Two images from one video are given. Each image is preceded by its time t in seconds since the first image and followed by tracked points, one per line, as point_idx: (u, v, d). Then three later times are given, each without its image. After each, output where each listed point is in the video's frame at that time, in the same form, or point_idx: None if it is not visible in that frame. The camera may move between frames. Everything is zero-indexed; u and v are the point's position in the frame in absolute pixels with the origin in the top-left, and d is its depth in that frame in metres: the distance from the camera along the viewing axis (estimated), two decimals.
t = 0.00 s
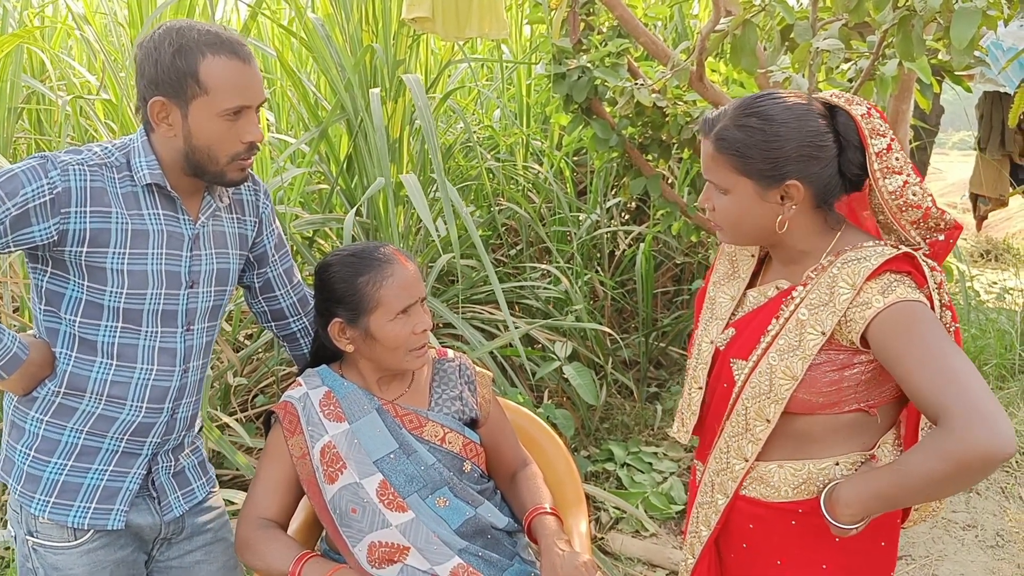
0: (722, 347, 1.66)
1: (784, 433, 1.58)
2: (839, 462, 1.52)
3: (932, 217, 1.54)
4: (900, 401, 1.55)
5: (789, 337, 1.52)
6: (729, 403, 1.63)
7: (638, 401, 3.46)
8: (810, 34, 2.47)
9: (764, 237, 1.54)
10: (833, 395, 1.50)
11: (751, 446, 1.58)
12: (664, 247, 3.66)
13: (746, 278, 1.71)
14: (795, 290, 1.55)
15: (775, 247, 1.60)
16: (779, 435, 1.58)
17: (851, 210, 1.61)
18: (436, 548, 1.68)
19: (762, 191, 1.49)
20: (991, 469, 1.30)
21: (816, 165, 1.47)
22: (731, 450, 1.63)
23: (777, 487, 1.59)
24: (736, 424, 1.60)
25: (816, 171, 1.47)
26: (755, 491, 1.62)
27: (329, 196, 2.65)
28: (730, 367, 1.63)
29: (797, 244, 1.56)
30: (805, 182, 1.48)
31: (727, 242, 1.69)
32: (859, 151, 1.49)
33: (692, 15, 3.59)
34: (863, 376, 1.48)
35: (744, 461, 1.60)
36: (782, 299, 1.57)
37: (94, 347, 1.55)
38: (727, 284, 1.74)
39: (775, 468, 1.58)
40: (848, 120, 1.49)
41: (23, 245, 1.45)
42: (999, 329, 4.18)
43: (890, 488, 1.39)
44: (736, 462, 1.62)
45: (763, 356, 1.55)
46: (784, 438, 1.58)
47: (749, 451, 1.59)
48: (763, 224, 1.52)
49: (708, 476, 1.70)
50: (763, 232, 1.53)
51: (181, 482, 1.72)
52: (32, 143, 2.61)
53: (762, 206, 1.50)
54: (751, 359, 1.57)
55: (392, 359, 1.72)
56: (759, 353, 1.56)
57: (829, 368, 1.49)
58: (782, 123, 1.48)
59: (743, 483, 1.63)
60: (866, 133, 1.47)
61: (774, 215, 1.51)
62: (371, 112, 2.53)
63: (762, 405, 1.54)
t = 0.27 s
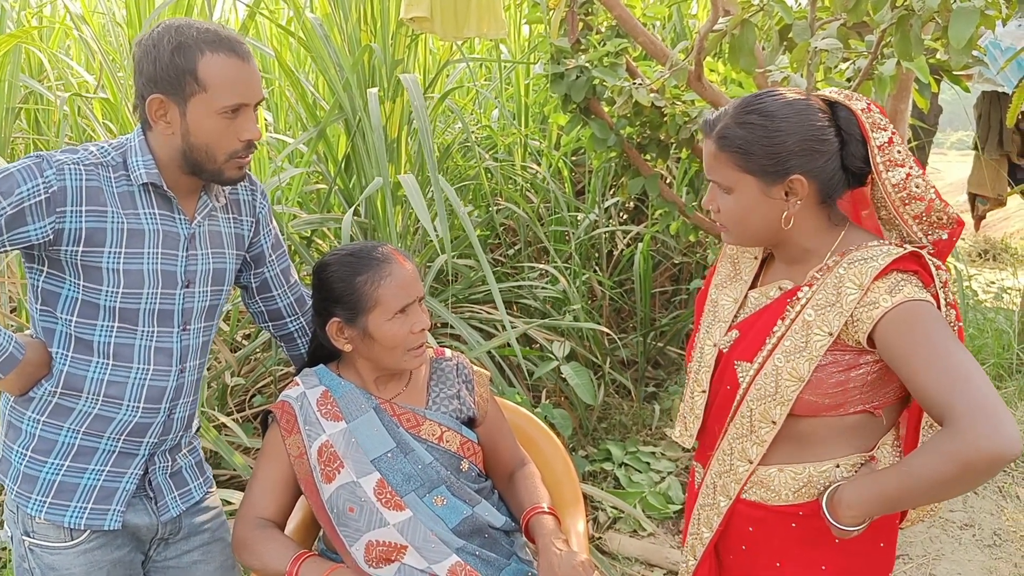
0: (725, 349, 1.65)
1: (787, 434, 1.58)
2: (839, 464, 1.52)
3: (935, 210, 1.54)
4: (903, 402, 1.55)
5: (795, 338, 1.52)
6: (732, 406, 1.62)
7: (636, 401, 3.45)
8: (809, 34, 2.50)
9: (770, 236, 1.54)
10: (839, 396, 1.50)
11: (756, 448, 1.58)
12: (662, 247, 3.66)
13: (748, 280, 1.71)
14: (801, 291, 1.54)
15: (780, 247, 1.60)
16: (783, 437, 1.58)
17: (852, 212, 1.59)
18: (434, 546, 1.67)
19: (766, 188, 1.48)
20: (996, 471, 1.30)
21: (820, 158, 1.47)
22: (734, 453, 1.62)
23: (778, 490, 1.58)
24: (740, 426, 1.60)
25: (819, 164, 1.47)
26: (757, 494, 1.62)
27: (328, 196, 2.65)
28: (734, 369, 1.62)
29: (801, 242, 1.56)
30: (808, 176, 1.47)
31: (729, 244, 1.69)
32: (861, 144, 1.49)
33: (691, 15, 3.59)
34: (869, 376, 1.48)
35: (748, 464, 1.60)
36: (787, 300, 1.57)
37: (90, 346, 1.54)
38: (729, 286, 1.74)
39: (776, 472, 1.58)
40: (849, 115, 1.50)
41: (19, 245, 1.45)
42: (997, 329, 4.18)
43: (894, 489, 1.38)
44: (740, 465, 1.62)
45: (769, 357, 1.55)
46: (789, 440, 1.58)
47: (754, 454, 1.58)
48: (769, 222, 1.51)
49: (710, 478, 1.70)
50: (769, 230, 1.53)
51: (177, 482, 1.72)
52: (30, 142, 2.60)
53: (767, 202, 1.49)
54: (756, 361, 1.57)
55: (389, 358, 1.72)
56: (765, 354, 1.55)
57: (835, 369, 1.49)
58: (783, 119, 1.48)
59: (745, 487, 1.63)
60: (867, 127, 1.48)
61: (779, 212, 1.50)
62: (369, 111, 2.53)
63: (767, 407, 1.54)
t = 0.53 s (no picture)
0: (727, 350, 1.64)
1: (790, 435, 1.57)
2: (841, 466, 1.53)
3: (937, 207, 1.53)
4: (904, 403, 1.56)
5: (800, 339, 1.51)
6: (735, 407, 1.62)
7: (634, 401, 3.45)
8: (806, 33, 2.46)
9: (774, 236, 1.53)
10: (843, 397, 1.50)
11: (759, 450, 1.58)
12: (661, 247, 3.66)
13: (749, 280, 1.70)
14: (805, 292, 1.54)
15: (783, 247, 1.60)
16: (785, 438, 1.58)
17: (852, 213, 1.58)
18: (434, 544, 1.67)
19: (767, 189, 1.48)
20: (1000, 473, 1.30)
21: (821, 157, 1.47)
22: (736, 454, 1.62)
23: (780, 493, 1.58)
24: (743, 427, 1.59)
25: (820, 163, 1.47)
26: (758, 497, 1.62)
27: (326, 195, 2.64)
28: (736, 369, 1.61)
29: (805, 242, 1.56)
30: (810, 175, 1.47)
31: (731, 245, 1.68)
32: (862, 143, 1.49)
33: (690, 15, 3.59)
34: (873, 377, 1.48)
35: (750, 465, 1.60)
36: (791, 300, 1.56)
37: (88, 346, 1.54)
38: (730, 287, 1.73)
39: (778, 475, 1.58)
40: (849, 113, 1.50)
41: (17, 244, 1.45)
42: (995, 330, 4.19)
43: (898, 491, 1.38)
44: (742, 466, 1.61)
45: (773, 358, 1.54)
46: (791, 440, 1.57)
47: (757, 455, 1.58)
48: (772, 221, 1.51)
49: (711, 479, 1.69)
50: (773, 230, 1.52)
51: (175, 482, 1.72)
52: (28, 140, 2.60)
53: (770, 203, 1.49)
54: (760, 363, 1.56)
55: (388, 357, 1.72)
56: (769, 355, 1.55)
57: (840, 370, 1.49)
58: (782, 118, 1.48)
59: (747, 489, 1.63)
60: (867, 126, 1.48)
61: (782, 212, 1.50)
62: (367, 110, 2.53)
63: (771, 408, 1.54)
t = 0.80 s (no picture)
0: (727, 349, 1.64)
1: (790, 434, 1.57)
2: (841, 466, 1.53)
3: (936, 205, 1.53)
4: (903, 402, 1.56)
5: (801, 339, 1.51)
6: (734, 407, 1.62)
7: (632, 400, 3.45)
8: (805, 33, 2.47)
9: (774, 237, 1.54)
10: (844, 396, 1.50)
11: (758, 449, 1.58)
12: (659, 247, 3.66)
13: (748, 279, 1.70)
14: (807, 291, 1.53)
15: (784, 247, 1.60)
16: (785, 436, 1.58)
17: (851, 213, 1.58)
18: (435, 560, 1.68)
19: (767, 191, 1.48)
20: (1002, 474, 1.30)
21: (820, 157, 1.47)
22: (735, 453, 1.62)
23: (779, 493, 1.59)
24: (742, 427, 1.60)
25: (819, 164, 1.48)
26: (757, 497, 1.62)
27: (324, 195, 2.64)
28: (736, 369, 1.61)
29: (806, 242, 1.56)
30: (809, 176, 1.47)
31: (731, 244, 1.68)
32: (861, 142, 1.49)
33: (687, 15, 3.59)
34: (874, 376, 1.49)
35: (749, 465, 1.60)
36: (793, 300, 1.56)
37: (86, 345, 1.54)
38: (729, 286, 1.73)
39: (777, 475, 1.58)
40: (848, 113, 1.50)
41: (14, 243, 1.44)
42: (992, 330, 4.19)
43: (899, 492, 1.38)
44: (741, 465, 1.61)
45: (774, 358, 1.54)
46: (792, 439, 1.57)
47: (756, 454, 1.58)
48: (772, 222, 1.51)
49: (709, 478, 1.69)
50: (773, 231, 1.52)
51: (173, 481, 1.71)
52: (25, 140, 2.60)
53: (770, 204, 1.49)
54: (760, 362, 1.56)
55: (390, 322, 1.72)
56: (770, 355, 1.55)
57: (842, 370, 1.49)
58: (781, 120, 1.48)
59: (745, 489, 1.63)
60: (866, 124, 1.48)
61: (782, 213, 1.50)
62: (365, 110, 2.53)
63: (771, 407, 1.54)
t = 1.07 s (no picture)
0: (725, 348, 1.64)
1: (788, 432, 1.57)
2: (837, 465, 1.53)
3: (935, 204, 1.53)
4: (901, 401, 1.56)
5: (799, 338, 1.51)
6: (732, 405, 1.62)
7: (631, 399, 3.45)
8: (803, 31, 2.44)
9: (774, 236, 1.53)
10: (842, 396, 1.50)
11: (755, 447, 1.58)
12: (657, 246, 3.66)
13: (746, 278, 1.70)
14: (805, 290, 1.53)
15: (783, 246, 1.60)
16: (782, 435, 1.58)
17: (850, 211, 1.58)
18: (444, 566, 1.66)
19: (766, 190, 1.48)
20: (997, 475, 1.30)
21: (820, 156, 1.47)
22: (732, 452, 1.62)
23: (775, 491, 1.59)
24: (739, 425, 1.59)
25: (818, 163, 1.47)
26: (754, 495, 1.62)
27: (322, 194, 2.63)
28: (734, 367, 1.61)
29: (805, 241, 1.56)
30: (809, 176, 1.47)
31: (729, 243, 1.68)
32: (861, 141, 1.49)
33: (685, 14, 3.59)
34: (872, 375, 1.49)
35: (746, 463, 1.60)
36: (791, 300, 1.56)
37: (83, 345, 1.54)
38: (728, 284, 1.73)
39: (773, 473, 1.58)
40: (847, 112, 1.50)
41: (11, 243, 1.44)
42: (990, 328, 4.19)
43: (896, 492, 1.38)
44: (737, 464, 1.61)
45: (772, 357, 1.54)
46: (789, 438, 1.58)
47: (753, 452, 1.58)
48: (771, 221, 1.51)
49: (706, 477, 1.69)
50: (772, 229, 1.52)
51: (170, 480, 1.71)
52: (22, 140, 2.60)
53: (769, 203, 1.49)
54: (758, 361, 1.56)
55: (416, 316, 1.70)
56: (767, 354, 1.55)
57: (839, 369, 1.49)
58: (779, 119, 1.48)
59: (741, 486, 1.63)
60: (865, 123, 1.48)
61: (781, 212, 1.50)
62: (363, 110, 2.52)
63: (768, 406, 1.54)
